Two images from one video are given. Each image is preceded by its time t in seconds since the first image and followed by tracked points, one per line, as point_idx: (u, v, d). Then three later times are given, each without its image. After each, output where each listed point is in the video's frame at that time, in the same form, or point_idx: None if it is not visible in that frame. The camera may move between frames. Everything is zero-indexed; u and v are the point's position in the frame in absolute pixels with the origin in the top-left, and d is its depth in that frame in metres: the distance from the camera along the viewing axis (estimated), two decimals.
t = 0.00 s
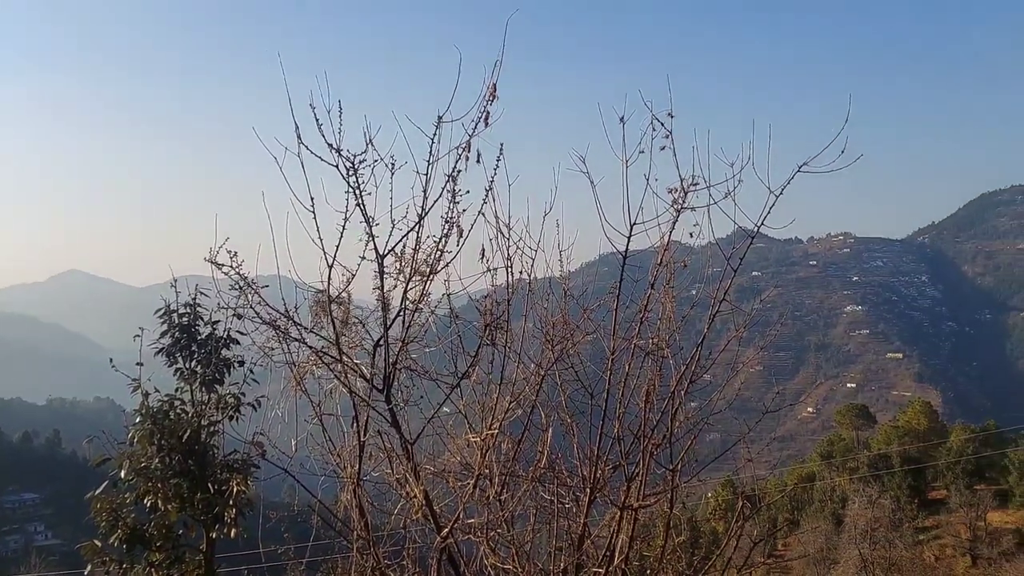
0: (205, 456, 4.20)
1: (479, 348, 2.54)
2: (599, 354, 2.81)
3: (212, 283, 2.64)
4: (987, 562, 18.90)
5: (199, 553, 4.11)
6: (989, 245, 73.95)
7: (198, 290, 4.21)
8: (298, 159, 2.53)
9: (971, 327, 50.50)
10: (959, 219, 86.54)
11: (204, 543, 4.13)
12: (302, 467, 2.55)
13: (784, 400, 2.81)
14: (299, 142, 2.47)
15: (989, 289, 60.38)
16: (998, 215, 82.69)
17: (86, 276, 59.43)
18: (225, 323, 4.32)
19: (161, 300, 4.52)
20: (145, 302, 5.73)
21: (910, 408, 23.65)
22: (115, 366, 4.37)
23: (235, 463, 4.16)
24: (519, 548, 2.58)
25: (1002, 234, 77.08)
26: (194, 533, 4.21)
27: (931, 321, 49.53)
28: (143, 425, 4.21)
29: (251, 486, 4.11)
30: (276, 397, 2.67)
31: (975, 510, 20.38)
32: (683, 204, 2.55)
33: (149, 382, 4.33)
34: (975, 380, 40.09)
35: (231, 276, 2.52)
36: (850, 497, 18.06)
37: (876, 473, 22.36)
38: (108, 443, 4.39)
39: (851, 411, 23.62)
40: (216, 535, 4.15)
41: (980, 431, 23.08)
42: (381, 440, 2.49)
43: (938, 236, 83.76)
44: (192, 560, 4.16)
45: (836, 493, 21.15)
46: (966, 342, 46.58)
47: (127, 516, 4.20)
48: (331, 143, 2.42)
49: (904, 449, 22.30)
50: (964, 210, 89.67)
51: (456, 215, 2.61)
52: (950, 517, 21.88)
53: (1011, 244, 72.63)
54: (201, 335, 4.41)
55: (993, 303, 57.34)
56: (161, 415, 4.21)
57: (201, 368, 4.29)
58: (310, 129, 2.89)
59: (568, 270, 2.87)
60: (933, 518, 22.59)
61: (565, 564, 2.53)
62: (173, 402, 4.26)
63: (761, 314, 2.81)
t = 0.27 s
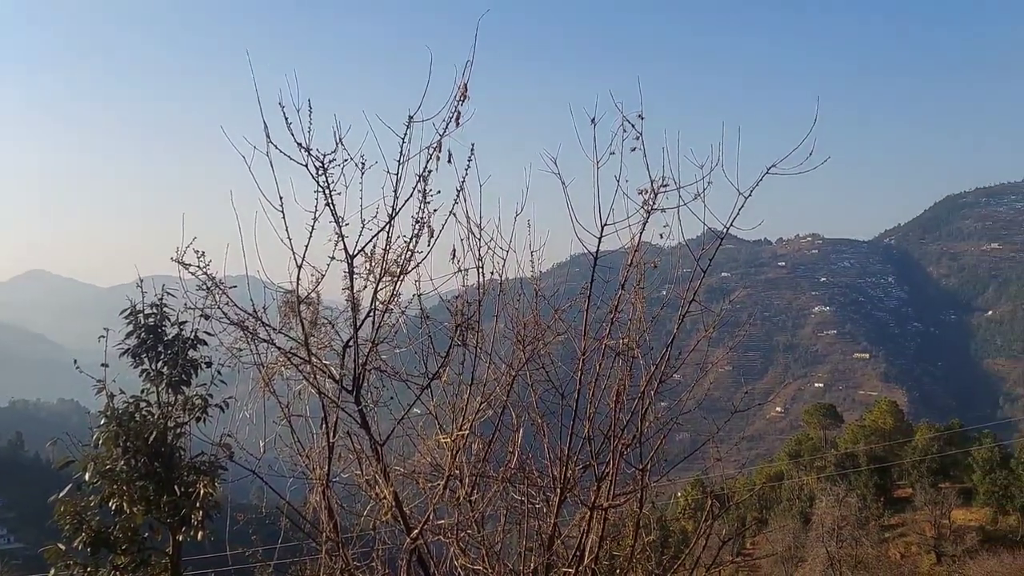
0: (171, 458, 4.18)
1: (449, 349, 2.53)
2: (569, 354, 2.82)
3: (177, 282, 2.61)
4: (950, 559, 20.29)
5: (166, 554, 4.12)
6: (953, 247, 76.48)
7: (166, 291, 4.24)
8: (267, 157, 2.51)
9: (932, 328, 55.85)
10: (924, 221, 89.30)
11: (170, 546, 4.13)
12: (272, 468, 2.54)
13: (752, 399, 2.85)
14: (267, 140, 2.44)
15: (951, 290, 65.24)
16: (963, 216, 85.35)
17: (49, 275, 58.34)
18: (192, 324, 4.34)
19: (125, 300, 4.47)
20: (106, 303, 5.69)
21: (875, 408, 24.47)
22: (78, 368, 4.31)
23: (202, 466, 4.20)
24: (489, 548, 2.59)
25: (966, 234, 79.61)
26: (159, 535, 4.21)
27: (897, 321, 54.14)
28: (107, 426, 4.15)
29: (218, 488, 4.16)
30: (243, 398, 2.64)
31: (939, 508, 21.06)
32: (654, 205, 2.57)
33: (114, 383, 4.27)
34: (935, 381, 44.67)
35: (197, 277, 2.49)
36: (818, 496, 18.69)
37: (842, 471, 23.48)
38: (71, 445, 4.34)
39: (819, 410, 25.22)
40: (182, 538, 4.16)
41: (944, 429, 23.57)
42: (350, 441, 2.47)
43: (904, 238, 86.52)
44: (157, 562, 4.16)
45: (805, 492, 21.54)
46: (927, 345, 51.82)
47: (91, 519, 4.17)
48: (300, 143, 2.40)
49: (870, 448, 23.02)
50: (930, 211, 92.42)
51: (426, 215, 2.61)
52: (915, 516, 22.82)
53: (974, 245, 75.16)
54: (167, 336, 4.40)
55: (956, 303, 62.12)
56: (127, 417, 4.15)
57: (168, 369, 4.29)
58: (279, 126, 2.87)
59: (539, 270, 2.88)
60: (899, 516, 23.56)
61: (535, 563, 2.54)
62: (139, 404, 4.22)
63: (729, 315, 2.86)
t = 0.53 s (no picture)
0: (132, 462, 4.13)
1: (415, 350, 2.52)
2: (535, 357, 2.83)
3: (139, 284, 2.57)
4: (911, 558, 20.72)
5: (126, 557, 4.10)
6: (915, 250, 78.74)
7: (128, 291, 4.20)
8: (230, 158, 2.49)
9: (897, 330, 58.72)
10: (886, 225, 91.83)
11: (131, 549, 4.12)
12: (235, 472, 2.51)
13: (717, 400, 2.89)
14: (231, 139, 2.42)
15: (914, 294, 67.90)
16: (924, 220, 87.93)
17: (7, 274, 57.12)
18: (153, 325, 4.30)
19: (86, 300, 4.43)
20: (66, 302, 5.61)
21: (839, 409, 25.12)
22: (36, 369, 4.24)
23: (164, 469, 4.17)
24: (455, 550, 2.58)
25: (926, 236, 82.03)
26: (119, 539, 4.17)
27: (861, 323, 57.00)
28: (65, 429, 4.09)
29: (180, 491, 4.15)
30: (206, 401, 2.61)
31: (901, 508, 21.91)
32: (619, 207, 2.60)
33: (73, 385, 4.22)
34: (898, 383, 46.47)
35: (159, 277, 2.47)
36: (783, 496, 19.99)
37: (807, 473, 24.20)
38: (29, 448, 4.27)
39: (784, 411, 25.69)
40: (144, 542, 4.15)
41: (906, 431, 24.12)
42: (314, 444, 2.45)
43: (867, 243, 89.08)
44: (118, 566, 4.13)
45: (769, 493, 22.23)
46: (890, 349, 54.32)
47: (49, 524, 4.10)
48: (263, 143, 2.39)
49: (833, 448, 24.18)
50: (892, 215, 94.83)
51: (392, 217, 2.60)
52: (877, 516, 23.64)
53: (935, 248, 77.48)
54: (128, 338, 4.36)
55: (918, 306, 64.29)
56: (86, 420, 4.10)
57: (129, 371, 4.24)
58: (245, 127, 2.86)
59: (506, 272, 2.89)
60: (862, 516, 24.37)
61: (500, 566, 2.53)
62: (98, 407, 4.16)
63: (693, 318, 2.91)
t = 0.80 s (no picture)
0: (104, 471, 4.24)
1: (391, 357, 2.51)
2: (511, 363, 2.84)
3: (110, 290, 2.54)
4: (886, 563, 21.37)
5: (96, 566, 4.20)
6: (887, 258, 79.88)
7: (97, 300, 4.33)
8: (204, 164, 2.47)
9: (870, 336, 59.68)
10: (860, 233, 93.14)
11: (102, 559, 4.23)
12: (208, 481, 2.49)
13: (692, 407, 2.91)
14: (205, 145, 2.41)
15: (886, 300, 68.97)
16: (898, 227, 89.31)
17: None
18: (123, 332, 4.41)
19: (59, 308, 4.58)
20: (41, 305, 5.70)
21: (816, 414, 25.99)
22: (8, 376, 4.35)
23: (136, 478, 4.26)
24: (431, 558, 2.57)
25: (899, 243, 83.30)
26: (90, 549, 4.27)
27: (835, 329, 58.18)
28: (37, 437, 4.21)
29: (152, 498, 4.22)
30: (178, 409, 2.58)
31: (875, 513, 22.30)
32: (595, 214, 2.61)
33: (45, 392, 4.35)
34: (871, 389, 47.26)
35: (132, 283, 2.44)
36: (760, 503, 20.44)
37: (783, 479, 23.77)
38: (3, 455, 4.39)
39: (760, 417, 26.42)
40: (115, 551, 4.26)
41: (881, 437, 24.58)
42: (288, 452, 2.43)
43: (842, 251, 90.32)
44: None
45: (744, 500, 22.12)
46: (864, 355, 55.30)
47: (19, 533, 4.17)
48: (238, 149, 2.37)
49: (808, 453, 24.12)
50: (865, 223, 96.27)
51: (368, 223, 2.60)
52: (853, 520, 24.00)
53: (907, 255, 78.70)
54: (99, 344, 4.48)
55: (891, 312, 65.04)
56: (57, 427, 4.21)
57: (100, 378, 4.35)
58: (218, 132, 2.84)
59: (483, 278, 2.89)
60: (837, 521, 24.66)
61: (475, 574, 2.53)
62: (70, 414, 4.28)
63: (668, 325, 2.93)
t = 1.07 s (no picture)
0: (58, 479, 4.88)
1: (352, 363, 2.49)
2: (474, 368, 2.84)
3: (66, 294, 2.50)
4: (846, 565, 21.66)
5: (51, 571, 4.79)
6: (848, 263, 81.26)
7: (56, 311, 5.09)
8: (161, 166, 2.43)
9: (830, 340, 60.37)
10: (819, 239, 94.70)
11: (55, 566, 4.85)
12: (165, 489, 2.46)
13: (654, 411, 2.94)
14: (164, 148, 2.38)
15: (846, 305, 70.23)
16: (857, 234, 91.06)
17: None
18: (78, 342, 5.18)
19: (14, 317, 5.29)
20: None
21: (777, 419, 25.96)
22: None
23: (90, 486, 4.94)
24: (394, 563, 2.56)
25: (859, 249, 84.88)
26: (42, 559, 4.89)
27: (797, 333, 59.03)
28: None
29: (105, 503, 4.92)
30: (136, 415, 2.55)
31: (835, 515, 22.64)
32: (556, 221, 2.63)
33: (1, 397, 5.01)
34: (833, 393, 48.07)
35: (87, 288, 2.41)
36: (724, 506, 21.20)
37: (744, 482, 24.41)
38: None
39: (722, 421, 26.08)
40: (67, 560, 4.87)
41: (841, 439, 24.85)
42: (249, 458, 2.41)
43: (803, 257, 91.78)
44: None
45: (706, 503, 22.61)
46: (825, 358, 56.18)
47: None
48: (197, 153, 2.35)
49: (770, 458, 24.53)
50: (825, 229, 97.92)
51: (330, 227, 2.59)
52: (814, 523, 24.28)
53: (867, 261, 80.26)
54: (53, 350, 5.24)
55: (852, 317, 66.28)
56: (11, 434, 4.86)
57: (58, 385, 5.11)
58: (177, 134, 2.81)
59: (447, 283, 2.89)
60: (799, 523, 24.90)
61: None
62: (24, 422, 4.95)
63: (629, 331, 2.96)
